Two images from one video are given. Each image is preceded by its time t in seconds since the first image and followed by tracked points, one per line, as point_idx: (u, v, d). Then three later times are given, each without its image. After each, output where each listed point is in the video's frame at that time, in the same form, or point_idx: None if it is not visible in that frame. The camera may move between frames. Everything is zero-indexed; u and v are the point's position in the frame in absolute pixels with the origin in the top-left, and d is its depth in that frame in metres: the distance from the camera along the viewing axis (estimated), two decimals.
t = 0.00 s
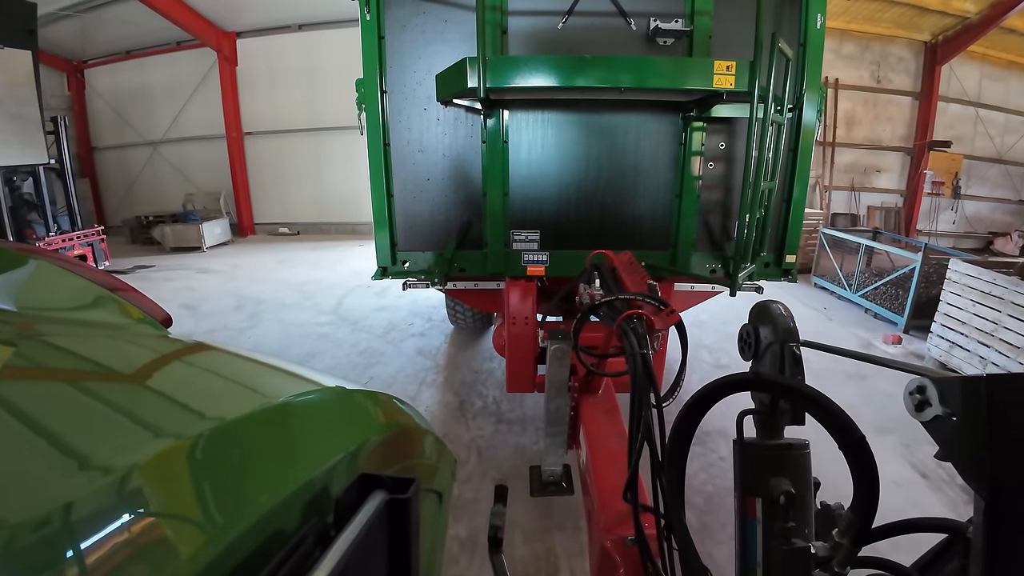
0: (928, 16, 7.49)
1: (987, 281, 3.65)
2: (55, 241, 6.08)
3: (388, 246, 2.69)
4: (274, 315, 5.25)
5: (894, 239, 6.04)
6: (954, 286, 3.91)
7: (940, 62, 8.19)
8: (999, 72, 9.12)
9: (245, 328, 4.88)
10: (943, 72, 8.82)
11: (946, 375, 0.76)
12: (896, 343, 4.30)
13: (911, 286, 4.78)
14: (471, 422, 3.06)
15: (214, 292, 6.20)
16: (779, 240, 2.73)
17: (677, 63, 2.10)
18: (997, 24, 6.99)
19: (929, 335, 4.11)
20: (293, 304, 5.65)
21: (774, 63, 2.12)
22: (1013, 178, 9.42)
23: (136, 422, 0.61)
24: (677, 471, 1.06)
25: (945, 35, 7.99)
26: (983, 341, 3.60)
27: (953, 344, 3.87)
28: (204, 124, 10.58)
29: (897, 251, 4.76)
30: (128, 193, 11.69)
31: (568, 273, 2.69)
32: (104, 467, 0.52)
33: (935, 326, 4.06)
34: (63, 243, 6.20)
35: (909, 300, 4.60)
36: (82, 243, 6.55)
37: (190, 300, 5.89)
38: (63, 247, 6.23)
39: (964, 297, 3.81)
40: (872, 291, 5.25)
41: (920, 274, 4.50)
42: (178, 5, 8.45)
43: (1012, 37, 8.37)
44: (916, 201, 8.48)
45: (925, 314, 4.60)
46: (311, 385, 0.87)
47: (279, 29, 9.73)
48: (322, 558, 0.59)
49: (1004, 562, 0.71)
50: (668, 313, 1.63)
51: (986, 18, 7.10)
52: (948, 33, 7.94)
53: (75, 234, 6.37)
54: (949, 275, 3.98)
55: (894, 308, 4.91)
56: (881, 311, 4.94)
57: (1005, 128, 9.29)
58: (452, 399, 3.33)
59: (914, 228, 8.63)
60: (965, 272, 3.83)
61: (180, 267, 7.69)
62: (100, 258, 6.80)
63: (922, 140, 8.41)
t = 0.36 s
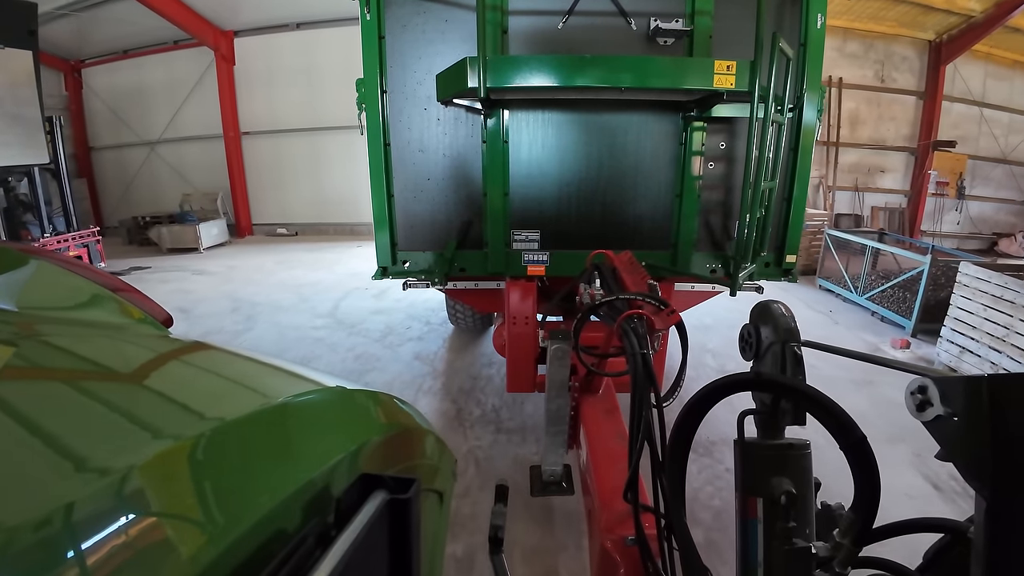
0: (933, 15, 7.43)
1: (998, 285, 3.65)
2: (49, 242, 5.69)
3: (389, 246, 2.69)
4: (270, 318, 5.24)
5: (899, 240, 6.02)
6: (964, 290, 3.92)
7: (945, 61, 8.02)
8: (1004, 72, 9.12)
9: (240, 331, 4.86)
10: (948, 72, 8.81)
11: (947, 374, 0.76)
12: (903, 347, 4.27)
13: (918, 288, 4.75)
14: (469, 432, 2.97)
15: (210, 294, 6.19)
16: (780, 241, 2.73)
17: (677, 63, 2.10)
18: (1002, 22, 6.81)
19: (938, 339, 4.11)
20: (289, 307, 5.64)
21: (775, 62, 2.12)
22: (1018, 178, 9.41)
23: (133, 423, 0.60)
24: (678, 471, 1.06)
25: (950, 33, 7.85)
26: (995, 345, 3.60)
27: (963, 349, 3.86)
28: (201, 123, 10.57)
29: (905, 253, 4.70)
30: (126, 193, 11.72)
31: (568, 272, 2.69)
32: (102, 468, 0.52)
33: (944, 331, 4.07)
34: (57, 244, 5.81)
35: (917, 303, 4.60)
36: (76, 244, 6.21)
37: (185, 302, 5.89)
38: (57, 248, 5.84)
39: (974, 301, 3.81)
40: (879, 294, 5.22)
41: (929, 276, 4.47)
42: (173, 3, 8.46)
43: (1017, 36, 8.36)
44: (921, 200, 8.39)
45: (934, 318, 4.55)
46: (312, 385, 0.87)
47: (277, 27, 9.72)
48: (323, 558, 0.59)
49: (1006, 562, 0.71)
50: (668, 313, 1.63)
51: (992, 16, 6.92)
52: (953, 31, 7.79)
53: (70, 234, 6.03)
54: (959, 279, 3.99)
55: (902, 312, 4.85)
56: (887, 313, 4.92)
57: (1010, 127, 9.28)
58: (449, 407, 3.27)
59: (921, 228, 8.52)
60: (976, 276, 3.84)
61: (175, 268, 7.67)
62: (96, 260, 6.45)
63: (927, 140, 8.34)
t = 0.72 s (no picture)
0: (938, 14, 7.46)
1: (1010, 289, 3.64)
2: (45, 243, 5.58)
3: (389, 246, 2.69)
4: (265, 322, 5.23)
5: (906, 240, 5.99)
6: (975, 294, 3.91)
7: (950, 61, 8.11)
8: (1009, 71, 9.12)
9: (234, 335, 4.85)
10: (952, 71, 8.81)
11: (946, 374, 0.76)
12: (912, 351, 4.27)
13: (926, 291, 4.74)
14: (468, 442, 2.96)
15: (206, 296, 6.19)
16: (780, 241, 2.73)
17: (677, 62, 2.10)
18: (1006, 21, 6.93)
19: (948, 344, 4.10)
20: (286, 309, 5.64)
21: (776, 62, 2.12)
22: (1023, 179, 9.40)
23: (130, 423, 0.61)
24: (678, 471, 1.06)
25: (954, 33, 7.94)
26: (1006, 350, 3.60)
27: (974, 354, 3.86)
28: (199, 123, 10.58)
29: (912, 255, 4.69)
30: (124, 194, 11.73)
31: (568, 272, 2.69)
32: (98, 469, 0.52)
33: (955, 335, 4.06)
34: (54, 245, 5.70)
35: (925, 306, 4.59)
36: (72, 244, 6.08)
37: (181, 304, 5.88)
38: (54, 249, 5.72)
39: (985, 306, 3.81)
40: (886, 296, 5.19)
41: (938, 279, 4.46)
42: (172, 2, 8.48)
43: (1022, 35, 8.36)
44: (925, 202, 8.42)
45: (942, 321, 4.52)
46: (311, 386, 0.86)
47: (276, 27, 9.74)
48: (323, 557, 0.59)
49: (1006, 562, 0.71)
50: (669, 313, 1.62)
51: (996, 16, 7.05)
52: (957, 31, 7.88)
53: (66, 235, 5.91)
54: (970, 283, 3.98)
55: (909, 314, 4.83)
56: (895, 316, 4.90)
57: (1015, 127, 9.27)
58: (448, 415, 3.27)
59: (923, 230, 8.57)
60: (987, 279, 3.82)
61: (171, 270, 7.66)
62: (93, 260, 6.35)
63: (930, 140, 8.36)
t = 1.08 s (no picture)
0: (942, 14, 7.47)
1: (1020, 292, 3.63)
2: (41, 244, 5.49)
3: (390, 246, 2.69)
4: (262, 324, 5.22)
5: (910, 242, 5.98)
6: (985, 297, 3.90)
7: (954, 60, 8.08)
8: (1013, 71, 9.11)
9: (230, 338, 4.84)
10: (957, 70, 8.81)
11: (949, 373, 0.76)
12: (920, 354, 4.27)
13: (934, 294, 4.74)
14: (467, 451, 2.95)
15: (202, 298, 6.17)
16: (782, 241, 2.73)
17: (678, 63, 2.10)
18: (1010, 21, 6.92)
19: (958, 348, 4.10)
20: (283, 312, 5.64)
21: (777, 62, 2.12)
22: None
23: (130, 425, 0.60)
24: (680, 471, 1.06)
25: (958, 32, 7.92)
26: (1016, 354, 3.59)
27: (984, 358, 3.85)
28: (198, 122, 10.57)
29: (921, 257, 4.67)
30: (122, 194, 11.71)
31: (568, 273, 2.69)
32: (97, 472, 0.52)
33: (964, 338, 4.06)
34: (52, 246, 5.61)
35: (933, 309, 4.56)
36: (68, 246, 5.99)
37: (179, 306, 5.88)
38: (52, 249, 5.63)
39: (995, 309, 3.80)
40: (892, 299, 5.17)
41: (945, 281, 4.45)
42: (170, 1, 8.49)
43: None
44: (929, 202, 8.42)
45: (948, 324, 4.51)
46: (313, 387, 0.86)
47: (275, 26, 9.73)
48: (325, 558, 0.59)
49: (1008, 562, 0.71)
50: (670, 313, 1.62)
51: (1000, 15, 7.04)
52: (961, 30, 7.86)
53: (62, 236, 5.83)
54: (979, 285, 3.97)
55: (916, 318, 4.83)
56: (902, 320, 4.89)
57: (1019, 127, 9.26)
58: (447, 422, 3.26)
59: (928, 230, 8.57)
60: (997, 282, 3.81)
61: (169, 271, 7.64)
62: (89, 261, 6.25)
63: (934, 140, 8.36)
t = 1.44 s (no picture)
0: (945, 13, 7.44)
1: None
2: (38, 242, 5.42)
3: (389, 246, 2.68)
4: (259, 326, 5.20)
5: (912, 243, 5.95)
6: (990, 299, 3.89)
7: (956, 59, 8.06)
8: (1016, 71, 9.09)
9: (227, 340, 4.82)
10: (960, 69, 8.79)
11: (952, 373, 0.75)
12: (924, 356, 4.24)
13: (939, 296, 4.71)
14: (465, 456, 2.94)
15: (200, 300, 6.16)
16: (782, 241, 2.73)
17: (677, 62, 2.09)
18: (1014, 20, 6.89)
19: (963, 350, 4.09)
20: (281, 313, 5.62)
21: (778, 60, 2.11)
22: None
23: (126, 425, 0.60)
24: (680, 472, 1.05)
25: (960, 31, 7.90)
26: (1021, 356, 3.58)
27: (989, 360, 3.84)
28: (197, 122, 10.56)
29: (926, 258, 4.65)
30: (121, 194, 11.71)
31: (568, 273, 2.69)
32: (92, 473, 0.51)
33: (970, 340, 4.04)
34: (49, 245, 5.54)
35: (937, 311, 4.49)
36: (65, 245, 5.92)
37: (177, 308, 5.86)
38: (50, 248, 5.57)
39: (1001, 311, 3.79)
40: (897, 300, 5.17)
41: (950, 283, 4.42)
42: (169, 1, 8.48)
43: None
44: (931, 201, 8.35)
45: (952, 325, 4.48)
46: (310, 387, 0.86)
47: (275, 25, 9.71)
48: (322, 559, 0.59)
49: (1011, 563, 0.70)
50: (670, 313, 1.61)
51: (1004, 14, 7.01)
52: (964, 29, 7.84)
53: (58, 236, 5.77)
54: (985, 287, 3.96)
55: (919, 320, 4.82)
56: (905, 321, 4.87)
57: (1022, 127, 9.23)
58: (445, 426, 3.25)
59: (931, 229, 8.50)
60: (1003, 284, 3.80)
61: (167, 272, 7.62)
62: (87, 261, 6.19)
63: (937, 139, 8.34)
